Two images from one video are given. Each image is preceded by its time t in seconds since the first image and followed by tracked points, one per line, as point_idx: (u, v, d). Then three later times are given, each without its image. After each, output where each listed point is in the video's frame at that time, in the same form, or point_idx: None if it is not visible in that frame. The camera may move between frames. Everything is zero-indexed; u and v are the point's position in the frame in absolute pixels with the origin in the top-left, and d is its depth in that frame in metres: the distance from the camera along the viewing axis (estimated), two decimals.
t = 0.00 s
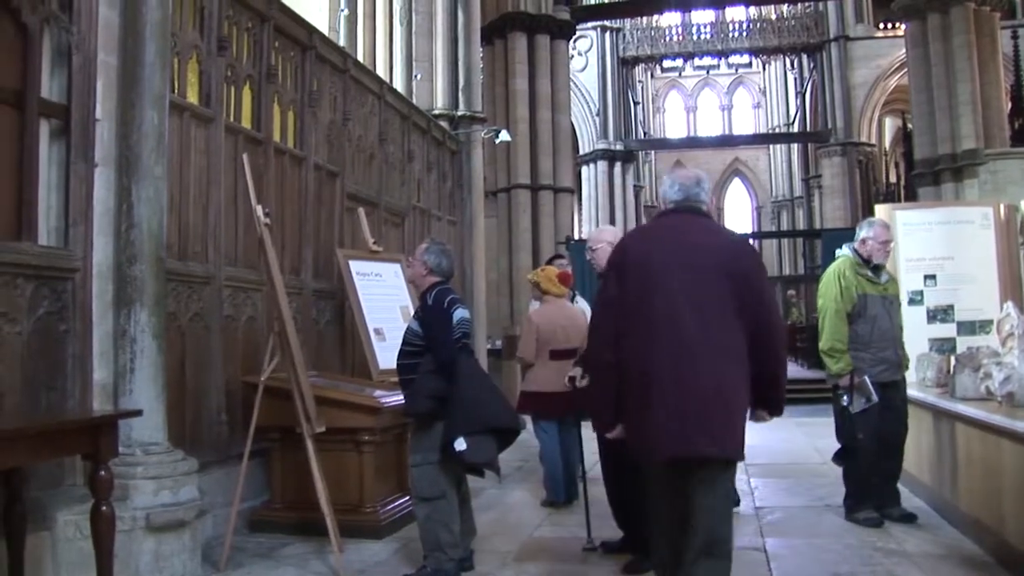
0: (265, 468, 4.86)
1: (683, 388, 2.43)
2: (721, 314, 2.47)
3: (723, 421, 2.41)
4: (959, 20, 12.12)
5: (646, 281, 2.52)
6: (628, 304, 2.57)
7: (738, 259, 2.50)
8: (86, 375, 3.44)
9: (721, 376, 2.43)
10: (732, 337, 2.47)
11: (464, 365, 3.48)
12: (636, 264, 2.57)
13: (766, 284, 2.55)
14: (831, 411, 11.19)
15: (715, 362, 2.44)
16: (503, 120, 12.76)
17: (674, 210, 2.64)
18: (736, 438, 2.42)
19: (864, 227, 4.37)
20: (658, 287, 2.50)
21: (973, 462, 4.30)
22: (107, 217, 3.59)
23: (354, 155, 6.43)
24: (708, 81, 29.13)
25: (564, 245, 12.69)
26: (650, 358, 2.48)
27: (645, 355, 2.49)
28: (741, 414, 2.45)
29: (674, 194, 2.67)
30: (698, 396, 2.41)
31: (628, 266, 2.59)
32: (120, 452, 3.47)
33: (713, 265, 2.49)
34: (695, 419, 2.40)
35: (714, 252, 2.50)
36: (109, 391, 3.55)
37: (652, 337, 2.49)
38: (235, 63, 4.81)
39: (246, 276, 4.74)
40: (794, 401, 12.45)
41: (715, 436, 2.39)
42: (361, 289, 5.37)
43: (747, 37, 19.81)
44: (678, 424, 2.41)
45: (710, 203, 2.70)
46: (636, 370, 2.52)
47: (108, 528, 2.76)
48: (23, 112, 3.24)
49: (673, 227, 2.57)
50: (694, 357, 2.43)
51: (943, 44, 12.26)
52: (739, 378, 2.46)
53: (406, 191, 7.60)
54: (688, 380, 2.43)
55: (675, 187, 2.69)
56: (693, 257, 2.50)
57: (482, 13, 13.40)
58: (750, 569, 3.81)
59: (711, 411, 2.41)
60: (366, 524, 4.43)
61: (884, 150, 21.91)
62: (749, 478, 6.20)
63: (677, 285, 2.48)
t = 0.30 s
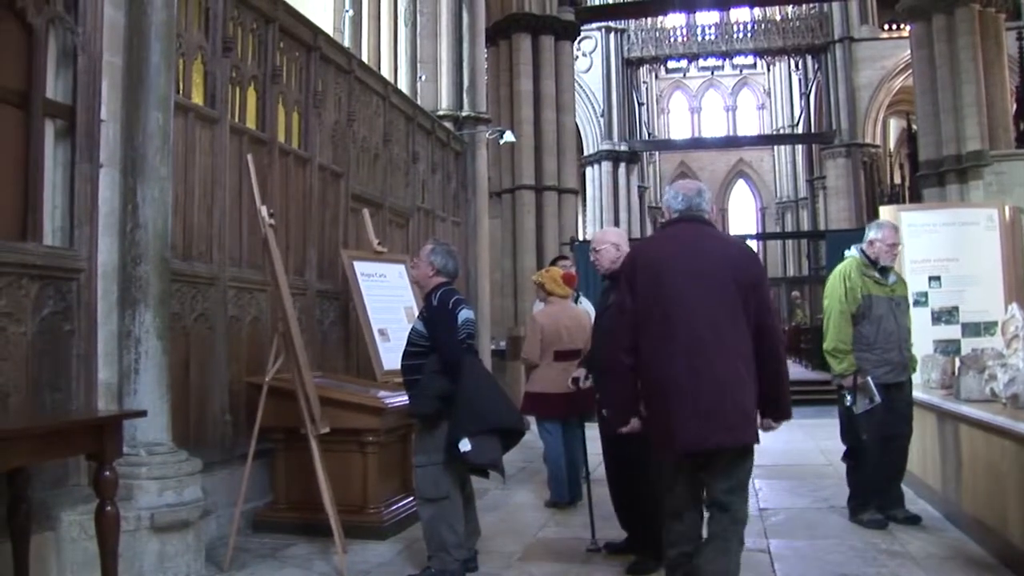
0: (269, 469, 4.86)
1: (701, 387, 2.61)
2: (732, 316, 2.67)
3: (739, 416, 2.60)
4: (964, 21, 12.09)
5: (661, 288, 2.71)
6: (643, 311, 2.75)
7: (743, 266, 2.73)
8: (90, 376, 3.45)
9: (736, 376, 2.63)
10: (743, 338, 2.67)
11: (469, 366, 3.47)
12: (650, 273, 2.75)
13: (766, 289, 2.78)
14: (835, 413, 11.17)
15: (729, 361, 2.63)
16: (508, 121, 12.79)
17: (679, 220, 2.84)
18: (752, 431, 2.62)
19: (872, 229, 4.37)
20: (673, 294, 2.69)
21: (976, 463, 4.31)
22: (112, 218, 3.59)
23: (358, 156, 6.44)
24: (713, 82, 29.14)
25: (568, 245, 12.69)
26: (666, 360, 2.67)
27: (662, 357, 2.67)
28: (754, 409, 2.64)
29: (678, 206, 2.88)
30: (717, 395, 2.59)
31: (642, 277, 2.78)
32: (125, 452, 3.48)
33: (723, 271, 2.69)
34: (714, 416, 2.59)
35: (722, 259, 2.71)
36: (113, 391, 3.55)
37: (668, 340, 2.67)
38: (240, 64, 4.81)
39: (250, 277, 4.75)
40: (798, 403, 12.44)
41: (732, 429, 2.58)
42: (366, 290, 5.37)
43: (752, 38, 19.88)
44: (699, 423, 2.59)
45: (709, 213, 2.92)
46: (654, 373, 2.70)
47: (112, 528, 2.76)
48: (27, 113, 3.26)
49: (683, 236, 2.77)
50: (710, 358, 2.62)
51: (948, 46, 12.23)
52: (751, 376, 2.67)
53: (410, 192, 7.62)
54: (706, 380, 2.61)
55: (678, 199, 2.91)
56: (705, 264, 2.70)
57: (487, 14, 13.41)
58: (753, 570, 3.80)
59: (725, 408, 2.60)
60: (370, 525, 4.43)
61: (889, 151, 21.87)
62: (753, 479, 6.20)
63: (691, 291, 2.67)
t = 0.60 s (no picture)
0: (269, 473, 4.86)
1: (707, 388, 2.86)
2: (739, 322, 2.91)
3: (740, 415, 2.86)
4: (965, 27, 12.09)
5: (674, 295, 2.95)
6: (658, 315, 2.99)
7: (751, 275, 2.96)
8: (91, 380, 3.45)
9: (742, 378, 2.87)
10: (748, 342, 2.91)
11: (471, 370, 3.46)
12: (665, 281, 2.99)
13: (773, 296, 3.01)
14: (836, 418, 11.16)
15: (733, 364, 2.88)
16: (509, 125, 12.81)
17: (693, 234, 3.07)
18: (752, 428, 2.86)
19: (879, 235, 4.36)
20: (685, 302, 2.93)
21: (977, 468, 4.31)
22: (113, 221, 3.60)
23: (359, 160, 6.45)
24: (714, 86, 29.16)
25: (569, 250, 12.69)
26: (676, 362, 2.91)
27: (673, 359, 2.92)
28: (755, 409, 2.88)
29: (695, 219, 3.09)
30: (720, 394, 2.84)
31: (657, 284, 3.02)
32: (125, 455, 3.48)
33: (731, 281, 2.93)
34: (717, 414, 2.85)
35: (731, 270, 2.95)
36: (114, 395, 3.56)
37: (679, 343, 2.92)
38: (242, 68, 4.82)
39: (251, 281, 4.75)
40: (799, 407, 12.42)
41: (732, 427, 2.84)
42: (367, 294, 5.38)
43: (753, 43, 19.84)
44: (704, 421, 2.84)
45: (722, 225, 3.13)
46: (665, 373, 2.94)
47: (113, 532, 2.76)
48: (28, 116, 3.26)
49: (695, 248, 3.01)
50: (717, 361, 2.87)
51: (949, 51, 12.23)
52: (755, 377, 2.91)
53: (411, 197, 7.62)
54: (711, 381, 2.86)
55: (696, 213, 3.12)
56: (715, 274, 2.94)
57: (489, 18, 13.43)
58: None
59: (728, 409, 2.85)
60: (371, 530, 4.43)
61: (891, 156, 21.88)
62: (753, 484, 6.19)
63: (700, 299, 2.92)
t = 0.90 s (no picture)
0: (262, 487, 4.83)
1: (732, 400, 3.24)
2: (759, 344, 3.30)
3: (758, 428, 3.24)
4: (960, 49, 12.19)
5: (703, 315, 3.32)
6: (685, 331, 3.34)
7: (769, 302, 3.36)
8: (84, 393, 3.43)
9: (758, 393, 3.26)
10: (764, 361, 3.30)
11: (466, 388, 3.45)
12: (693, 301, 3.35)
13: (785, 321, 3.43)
14: (832, 438, 11.15)
15: (755, 381, 3.26)
16: (505, 141, 12.85)
17: (715, 258, 3.45)
18: (765, 441, 3.25)
19: (881, 255, 4.35)
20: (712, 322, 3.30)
21: (971, 490, 4.30)
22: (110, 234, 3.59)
23: (356, 176, 6.45)
24: (710, 105, 29.30)
25: (565, 267, 12.70)
26: (702, 375, 3.28)
27: (699, 372, 3.28)
28: (770, 421, 3.28)
29: (716, 247, 3.47)
30: (742, 407, 3.22)
31: (682, 304, 3.38)
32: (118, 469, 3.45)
33: (754, 307, 3.32)
34: (737, 425, 3.23)
35: (754, 296, 3.33)
36: (108, 408, 3.53)
37: (704, 357, 3.29)
38: (240, 82, 4.83)
39: (247, 295, 4.74)
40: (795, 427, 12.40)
41: (751, 438, 3.23)
42: (362, 310, 5.37)
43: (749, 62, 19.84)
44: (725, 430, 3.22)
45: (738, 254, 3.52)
46: (692, 384, 3.29)
47: (105, 547, 2.73)
48: (26, 127, 3.26)
49: (719, 272, 3.39)
50: (740, 377, 3.25)
51: (945, 72, 12.32)
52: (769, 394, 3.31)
53: (407, 212, 7.61)
54: (735, 395, 3.24)
55: (715, 241, 3.50)
56: (740, 298, 3.33)
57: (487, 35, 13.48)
58: None
59: (747, 420, 3.23)
60: (363, 546, 4.39)
61: (886, 177, 21.99)
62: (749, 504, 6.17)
63: (727, 320, 3.30)
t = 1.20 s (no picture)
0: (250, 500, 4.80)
1: (734, 409, 3.71)
2: (757, 358, 3.79)
3: (756, 434, 3.72)
4: (949, 66, 12.31)
5: (708, 332, 3.79)
6: (692, 346, 3.81)
7: (765, 319, 3.85)
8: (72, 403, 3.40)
9: (756, 399, 3.74)
10: (760, 371, 3.78)
11: (456, 403, 3.44)
12: (700, 319, 3.83)
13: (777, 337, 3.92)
14: (821, 453, 11.17)
15: (754, 390, 3.75)
16: (496, 154, 12.89)
17: (714, 277, 3.95)
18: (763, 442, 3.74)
19: (874, 272, 4.37)
20: (718, 338, 3.77)
21: (959, 505, 4.32)
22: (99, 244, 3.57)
23: (347, 188, 6.44)
24: (701, 119, 29.44)
25: (555, 280, 12.71)
26: (708, 386, 3.75)
27: (706, 383, 3.75)
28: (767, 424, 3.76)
29: (715, 269, 3.97)
30: (743, 413, 3.70)
31: (688, 319, 3.85)
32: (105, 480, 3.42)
33: (751, 323, 3.81)
34: (738, 428, 3.70)
35: (751, 315, 3.82)
36: (95, 420, 3.50)
37: (708, 367, 3.76)
38: (232, 92, 4.83)
39: (237, 306, 4.72)
40: (784, 442, 12.43)
41: (751, 443, 3.70)
42: (352, 322, 5.36)
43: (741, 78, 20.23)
44: (729, 431, 3.70)
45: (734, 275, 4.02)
46: (698, 394, 3.76)
47: (90, 560, 2.70)
48: (17, 136, 3.24)
49: (720, 293, 3.88)
50: (742, 387, 3.73)
51: (934, 89, 12.43)
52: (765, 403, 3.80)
53: (398, 225, 7.61)
54: (738, 404, 3.71)
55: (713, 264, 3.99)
56: (740, 318, 3.81)
57: (479, 47, 13.52)
58: None
59: (747, 424, 3.71)
60: (351, 559, 4.36)
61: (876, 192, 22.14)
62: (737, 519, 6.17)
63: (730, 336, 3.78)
